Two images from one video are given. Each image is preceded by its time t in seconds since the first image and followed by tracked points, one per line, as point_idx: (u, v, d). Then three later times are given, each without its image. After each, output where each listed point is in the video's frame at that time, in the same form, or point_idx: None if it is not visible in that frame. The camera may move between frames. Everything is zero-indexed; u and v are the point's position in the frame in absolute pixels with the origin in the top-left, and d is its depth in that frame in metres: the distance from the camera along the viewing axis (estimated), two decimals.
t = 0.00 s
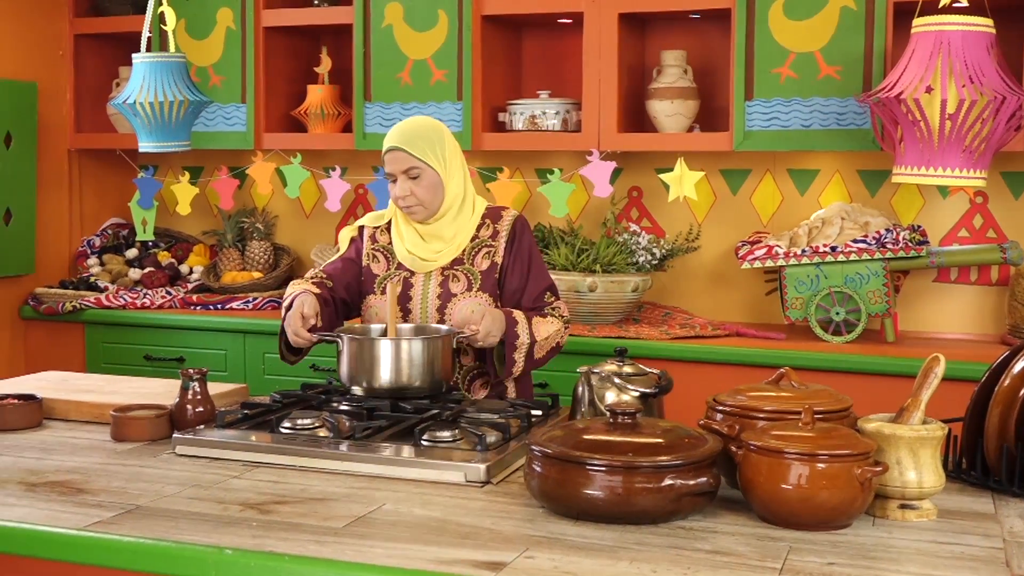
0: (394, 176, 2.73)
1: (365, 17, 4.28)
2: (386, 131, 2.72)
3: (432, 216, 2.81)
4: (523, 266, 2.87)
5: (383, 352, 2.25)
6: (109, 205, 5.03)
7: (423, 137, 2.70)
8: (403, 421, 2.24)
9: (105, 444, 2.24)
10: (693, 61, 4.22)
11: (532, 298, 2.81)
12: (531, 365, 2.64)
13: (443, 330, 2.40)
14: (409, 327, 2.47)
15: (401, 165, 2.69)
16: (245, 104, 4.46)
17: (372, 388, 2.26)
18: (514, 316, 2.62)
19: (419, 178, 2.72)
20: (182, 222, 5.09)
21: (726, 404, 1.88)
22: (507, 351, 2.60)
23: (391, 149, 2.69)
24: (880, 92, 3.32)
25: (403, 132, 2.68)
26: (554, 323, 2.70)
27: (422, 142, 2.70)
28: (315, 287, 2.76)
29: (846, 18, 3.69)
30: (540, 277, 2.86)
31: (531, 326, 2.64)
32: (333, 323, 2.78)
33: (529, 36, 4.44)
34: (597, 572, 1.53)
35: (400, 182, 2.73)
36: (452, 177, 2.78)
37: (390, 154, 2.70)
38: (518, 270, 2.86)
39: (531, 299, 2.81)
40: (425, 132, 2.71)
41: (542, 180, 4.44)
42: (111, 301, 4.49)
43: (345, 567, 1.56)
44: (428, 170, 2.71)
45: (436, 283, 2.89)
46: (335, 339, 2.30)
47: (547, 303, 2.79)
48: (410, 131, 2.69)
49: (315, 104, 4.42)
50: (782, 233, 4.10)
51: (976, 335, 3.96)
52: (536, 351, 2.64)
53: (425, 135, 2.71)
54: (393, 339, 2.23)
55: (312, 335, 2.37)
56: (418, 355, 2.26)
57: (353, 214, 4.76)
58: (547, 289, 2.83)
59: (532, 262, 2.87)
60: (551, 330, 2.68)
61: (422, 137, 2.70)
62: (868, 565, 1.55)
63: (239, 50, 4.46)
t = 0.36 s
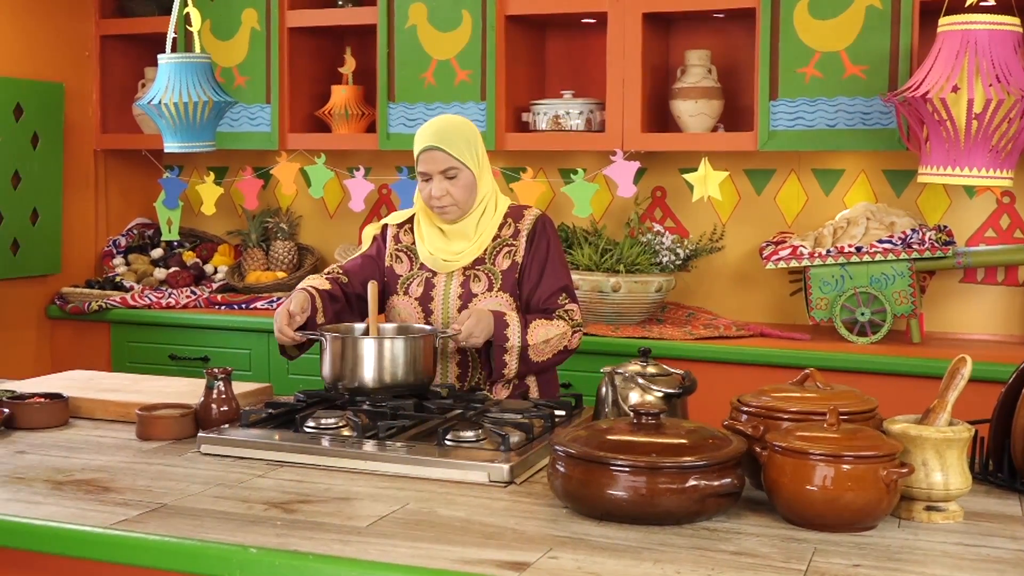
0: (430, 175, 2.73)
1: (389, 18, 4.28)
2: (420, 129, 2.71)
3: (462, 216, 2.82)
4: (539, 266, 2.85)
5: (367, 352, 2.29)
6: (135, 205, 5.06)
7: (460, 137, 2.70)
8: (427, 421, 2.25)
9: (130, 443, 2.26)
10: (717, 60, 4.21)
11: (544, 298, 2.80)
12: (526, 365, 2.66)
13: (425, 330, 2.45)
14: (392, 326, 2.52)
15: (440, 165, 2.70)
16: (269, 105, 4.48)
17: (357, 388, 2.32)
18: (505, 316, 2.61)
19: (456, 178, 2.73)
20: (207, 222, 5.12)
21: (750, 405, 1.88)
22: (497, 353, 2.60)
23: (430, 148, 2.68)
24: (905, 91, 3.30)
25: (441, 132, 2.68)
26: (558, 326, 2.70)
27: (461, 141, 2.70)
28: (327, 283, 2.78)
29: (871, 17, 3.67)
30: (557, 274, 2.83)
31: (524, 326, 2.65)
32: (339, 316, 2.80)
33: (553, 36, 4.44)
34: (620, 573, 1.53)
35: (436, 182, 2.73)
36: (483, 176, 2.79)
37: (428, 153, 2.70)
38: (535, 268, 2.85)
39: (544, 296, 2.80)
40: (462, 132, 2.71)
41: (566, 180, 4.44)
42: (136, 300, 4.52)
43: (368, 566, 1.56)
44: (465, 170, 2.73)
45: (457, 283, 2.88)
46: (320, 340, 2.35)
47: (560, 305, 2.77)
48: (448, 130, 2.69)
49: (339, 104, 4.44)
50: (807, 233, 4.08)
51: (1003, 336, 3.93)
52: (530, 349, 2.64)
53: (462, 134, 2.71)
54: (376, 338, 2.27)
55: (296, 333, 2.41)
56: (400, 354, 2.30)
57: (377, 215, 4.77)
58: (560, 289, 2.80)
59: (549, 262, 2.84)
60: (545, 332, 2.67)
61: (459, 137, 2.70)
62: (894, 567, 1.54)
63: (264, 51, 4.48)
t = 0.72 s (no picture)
0: (453, 177, 2.73)
1: (412, 18, 4.29)
2: (440, 132, 2.71)
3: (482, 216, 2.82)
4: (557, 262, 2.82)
5: (380, 352, 2.30)
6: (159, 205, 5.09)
7: (482, 138, 2.71)
8: (450, 421, 2.25)
9: (155, 442, 2.27)
10: (741, 61, 4.20)
11: (559, 294, 2.78)
12: (543, 363, 2.66)
13: (440, 331, 2.46)
14: (406, 326, 2.54)
15: (466, 167, 2.71)
16: (293, 105, 4.49)
17: (370, 388, 2.33)
18: (519, 316, 2.63)
19: (480, 179, 2.74)
20: (230, 222, 5.14)
21: (774, 406, 1.87)
22: (513, 352, 2.63)
23: (454, 150, 2.69)
24: (930, 91, 3.28)
25: (464, 133, 2.68)
26: (574, 322, 2.69)
27: (483, 142, 2.71)
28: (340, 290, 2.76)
29: (896, 16, 3.65)
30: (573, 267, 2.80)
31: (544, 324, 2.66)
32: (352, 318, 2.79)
33: (575, 36, 4.44)
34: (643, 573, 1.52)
35: (460, 184, 2.73)
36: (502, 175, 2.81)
37: (452, 156, 2.69)
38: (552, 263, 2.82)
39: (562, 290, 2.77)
40: (484, 133, 2.72)
41: (588, 180, 4.44)
42: (160, 300, 4.54)
43: (391, 565, 1.57)
44: (488, 171, 2.75)
45: (478, 283, 2.87)
46: (333, 340, 2.37)
47: (576, 300, 2.75)
48: (472, 131, 2.69)
49: (362, 104, 4.45)
50: (831, 233, 4.06)
51: None
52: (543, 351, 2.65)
53: (485, 135, 2.72)
54: (389, 339, 2.28)
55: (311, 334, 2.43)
56: (415, 354, 2.31)
57: (399, 215, 4.78)
58: (577, 284, 2.77)
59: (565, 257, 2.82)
60: (561, 329, 2.66)
61: (481, 137, 2.71)
62: (919, 569, 1.53)
63: (288, 51, 4.50)
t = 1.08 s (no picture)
0: (513, 178, 2.71)
1: (433, 18, 4.29)
2: (495, 132, 2.70)
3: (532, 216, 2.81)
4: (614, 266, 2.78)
5: (401, 352, 2.31)
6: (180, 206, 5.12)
7: (538, 137, 2.71)
8: (470, 421, 2.25)
9: (177, 441, 2.28)
10: (762, 60, 4.18)
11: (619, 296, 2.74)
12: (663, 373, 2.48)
13: (459, 330, 2.47)
14: (426, 326, 2.54)
15: (528, 167, 2.70)
16: (314, 105, 4.51)
17: (390, 388, 2.33)
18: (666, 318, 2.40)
19: (537, 180, 2.73)
20: (251, 222, 5.16)
21: (795, 407, 1.86)
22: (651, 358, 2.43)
23: (518, 150, 2.68)
24: (954, 90, 3.27)
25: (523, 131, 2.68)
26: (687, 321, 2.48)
27: (539, 141, 2.71)
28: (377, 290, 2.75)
29: (919, 16, 3.63)
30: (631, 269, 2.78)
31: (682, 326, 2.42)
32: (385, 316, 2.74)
33: (596, 36, 4.43)
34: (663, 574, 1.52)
35: (519, 184, 2.71)
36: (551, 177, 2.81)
37: (515, 156, 2.68)
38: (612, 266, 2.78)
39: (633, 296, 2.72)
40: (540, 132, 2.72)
41: (609, 180, 4.43)
42: (182, 300, 4.56)
43: (411, 565, 1.57)
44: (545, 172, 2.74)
45: (519, 285, 2.85)
46: (353, 340, 2.37)
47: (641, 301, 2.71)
48: (531, 129, 2.69)
49: (382, 105, 4.45)
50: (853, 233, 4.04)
51: None
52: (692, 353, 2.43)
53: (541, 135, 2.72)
54: (409, 339, 2.29)
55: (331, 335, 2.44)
56: (435, 354, 2.31)
57: (420, 215, 4.79)
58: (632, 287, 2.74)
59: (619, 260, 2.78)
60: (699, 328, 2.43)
61: (538, 138, 2.71)
62: (941, 571, 1.52)
63: (309, 52, 4.51)
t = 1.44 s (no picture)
0: (612, 181, 2.61)
1: (439, 19, 4.30)
2: (597, 133, 2.60)
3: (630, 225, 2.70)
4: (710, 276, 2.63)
5: (406, 352, 2.31)
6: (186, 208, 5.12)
7: (641, 141, 2.60)
8: (475, 422, 2.25)
9: (182, 442, 2.29)
10: (768, 62, 4.18)
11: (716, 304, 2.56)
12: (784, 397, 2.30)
13: (466, 331, 2.47)
14: (432, 327, 2.55)
15: (627, 170, 2.59)
16: (320, 106, 4.51)
17: (395, 389, 2.34)
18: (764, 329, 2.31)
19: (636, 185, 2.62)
20: (257, 224, 5.16)
21: (801, 408, 1.86)
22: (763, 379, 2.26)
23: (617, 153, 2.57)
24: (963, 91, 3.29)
25: (630, 133, 2.58)
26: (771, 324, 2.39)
27: (643, 146, 2.60)
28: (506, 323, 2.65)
29: (925, 17, 3.62)
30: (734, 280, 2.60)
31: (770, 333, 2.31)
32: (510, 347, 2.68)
33: (602, 37, 4.44)
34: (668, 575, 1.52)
35: (617, 188, 2.61)
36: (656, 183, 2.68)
37: (614, 159, 2.58)
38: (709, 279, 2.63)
39: (718, 296, 2.57)
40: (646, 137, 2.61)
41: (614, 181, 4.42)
42: (188, 301, 4.56)
43: (415, 566, 1.57)
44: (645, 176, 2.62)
45: (612, 292, 2.73)
46: (359, 341, 2.38)
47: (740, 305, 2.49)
48: (636, 132, 2.59)
49: (388, 106, 4.46)
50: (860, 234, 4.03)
51: None
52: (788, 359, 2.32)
53: (645, 140, 2.61)
54: (415, 340, 2.29)
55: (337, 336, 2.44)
56: (441, 355, 2.32)
57: (426, 216, 4.79)
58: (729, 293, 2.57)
59: (716, 273, 2.63)
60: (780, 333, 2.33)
61: (641, 141, 2.60)
62: (947, 572, 1.52)
63: (315, 54, 4.52)
